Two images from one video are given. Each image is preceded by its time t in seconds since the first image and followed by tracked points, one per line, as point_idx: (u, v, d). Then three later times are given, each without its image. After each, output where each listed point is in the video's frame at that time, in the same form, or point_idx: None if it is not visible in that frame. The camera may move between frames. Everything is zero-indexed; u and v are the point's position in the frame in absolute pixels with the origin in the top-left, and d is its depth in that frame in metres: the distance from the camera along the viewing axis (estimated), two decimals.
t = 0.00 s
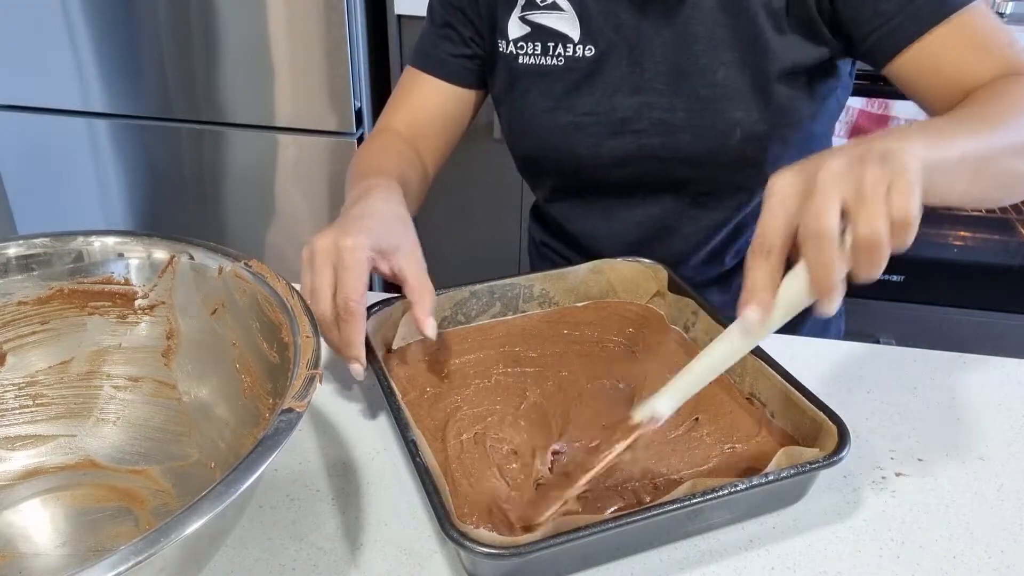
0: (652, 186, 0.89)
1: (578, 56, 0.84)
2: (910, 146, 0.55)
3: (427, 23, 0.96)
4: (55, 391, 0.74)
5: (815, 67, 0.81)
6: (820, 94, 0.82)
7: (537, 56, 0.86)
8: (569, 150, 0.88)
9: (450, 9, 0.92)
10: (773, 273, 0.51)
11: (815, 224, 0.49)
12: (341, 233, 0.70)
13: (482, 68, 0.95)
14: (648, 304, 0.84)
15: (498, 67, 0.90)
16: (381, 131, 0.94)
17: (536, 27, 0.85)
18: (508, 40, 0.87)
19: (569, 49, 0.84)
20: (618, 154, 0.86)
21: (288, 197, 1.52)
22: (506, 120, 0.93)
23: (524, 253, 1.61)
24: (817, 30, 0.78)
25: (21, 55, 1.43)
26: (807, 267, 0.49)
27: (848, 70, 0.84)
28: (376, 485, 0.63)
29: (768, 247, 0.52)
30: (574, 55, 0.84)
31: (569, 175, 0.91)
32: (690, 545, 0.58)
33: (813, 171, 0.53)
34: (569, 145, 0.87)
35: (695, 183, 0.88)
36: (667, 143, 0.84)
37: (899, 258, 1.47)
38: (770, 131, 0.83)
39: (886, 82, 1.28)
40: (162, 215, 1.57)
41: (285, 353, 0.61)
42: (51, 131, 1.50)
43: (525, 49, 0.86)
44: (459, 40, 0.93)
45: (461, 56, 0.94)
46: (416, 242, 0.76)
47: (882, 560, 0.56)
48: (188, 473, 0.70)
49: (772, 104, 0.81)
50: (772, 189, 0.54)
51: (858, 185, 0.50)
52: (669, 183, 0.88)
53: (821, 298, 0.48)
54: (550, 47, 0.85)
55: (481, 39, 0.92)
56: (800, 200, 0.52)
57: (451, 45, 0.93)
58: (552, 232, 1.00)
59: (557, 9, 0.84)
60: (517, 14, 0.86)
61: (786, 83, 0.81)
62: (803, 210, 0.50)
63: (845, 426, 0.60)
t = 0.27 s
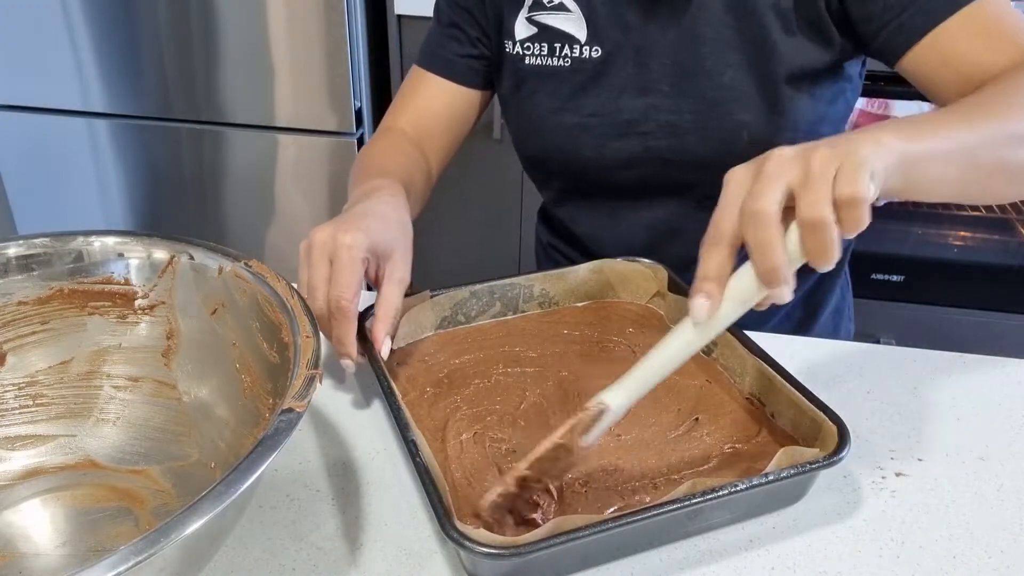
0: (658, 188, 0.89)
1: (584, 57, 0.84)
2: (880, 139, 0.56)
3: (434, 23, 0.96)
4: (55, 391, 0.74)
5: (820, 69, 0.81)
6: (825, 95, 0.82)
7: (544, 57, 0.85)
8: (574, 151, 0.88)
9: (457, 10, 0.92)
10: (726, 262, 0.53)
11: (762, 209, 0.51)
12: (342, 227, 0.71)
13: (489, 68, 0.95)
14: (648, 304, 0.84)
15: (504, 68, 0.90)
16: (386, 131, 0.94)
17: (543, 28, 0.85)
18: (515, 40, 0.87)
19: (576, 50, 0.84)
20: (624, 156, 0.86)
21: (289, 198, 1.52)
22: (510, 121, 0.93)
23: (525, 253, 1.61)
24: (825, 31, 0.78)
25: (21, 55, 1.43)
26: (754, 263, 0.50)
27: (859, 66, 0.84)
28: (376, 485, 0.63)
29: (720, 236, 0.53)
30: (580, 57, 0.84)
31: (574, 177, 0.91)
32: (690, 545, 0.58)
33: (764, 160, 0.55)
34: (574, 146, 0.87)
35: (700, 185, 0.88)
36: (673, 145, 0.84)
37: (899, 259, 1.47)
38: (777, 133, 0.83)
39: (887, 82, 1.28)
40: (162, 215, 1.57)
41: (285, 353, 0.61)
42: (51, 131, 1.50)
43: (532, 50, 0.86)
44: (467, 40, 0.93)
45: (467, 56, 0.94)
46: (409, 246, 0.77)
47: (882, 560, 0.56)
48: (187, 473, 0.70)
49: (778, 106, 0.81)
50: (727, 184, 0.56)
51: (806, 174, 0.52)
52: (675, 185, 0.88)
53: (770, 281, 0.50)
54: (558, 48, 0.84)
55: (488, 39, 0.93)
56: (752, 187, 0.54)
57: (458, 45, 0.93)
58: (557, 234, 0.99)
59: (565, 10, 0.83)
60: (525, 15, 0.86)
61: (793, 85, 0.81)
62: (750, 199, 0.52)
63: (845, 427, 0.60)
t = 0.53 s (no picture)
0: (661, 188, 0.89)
1: (586, 56, 0.84)
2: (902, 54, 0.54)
3: (434, 23, 0.96)
4: (55, 391, 0.74)
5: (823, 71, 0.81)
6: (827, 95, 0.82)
7: (546, 57, 0.85)
8: (577, 151, 0.88)
9: (458, 10, 0.92)
10: (753, 186, 0.51)
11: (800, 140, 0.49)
12: (339, 226, 0.71)
13: (489, 70, 0.95)
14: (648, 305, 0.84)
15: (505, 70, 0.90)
16: (388, 132, 0.94)
17: (545, 28, 0.85)
18: (516, 41, 0.87)
19: (578, 50, 0.84)
20: (627, 156, 0.86)
21: (289, 198, 1.52)
22: (512, 121, 0.93)
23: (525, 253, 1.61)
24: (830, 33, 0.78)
25: (21, 55, 1.43)
26: (785, 185, 0.49)
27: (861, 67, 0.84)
28: (376, 485, 0.63)
29: (752, 154, 0.51)
30: (582, 56, 0.84)
31: (576, 177, 0.91)
32: (690, 545, 0.58)
33: (793, 76, 0.51)
34: (577, 146, 0.87)
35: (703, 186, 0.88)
36: (676, 145, 0.84)
37: (899, 259, 1.47)
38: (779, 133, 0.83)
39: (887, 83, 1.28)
40: (162, 215, 1.57)
41: (285, 353, 0.61)
42: (51, 131, 1.50)
43: (534, 50, 0.86)
44: (467, 41, 0.93)
45: (468, 57, 0.94)
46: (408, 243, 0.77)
47: (882, 560, 0.57)
48: (187, 473, 0.70)
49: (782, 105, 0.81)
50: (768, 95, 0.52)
51: (839, 91, 0.50)
52: (678, 185, 0.88)
53: (793, 216, 0.49)
54: (559, 48, 0.84)
55: (489, 41, 0.92)
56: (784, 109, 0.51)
57: (459, 46, 0.93)
58: (559, 235, 1.00)
59: (566, 9, 0.83)
60: (526, 15, 0.86)
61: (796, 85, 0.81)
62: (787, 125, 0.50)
63: (845, 427, 0.60)
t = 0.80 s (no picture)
0: (659, 186, 0.89)
1: (584, 53, 0.84)
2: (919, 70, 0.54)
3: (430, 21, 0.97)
4: (55, 391, 0.74)
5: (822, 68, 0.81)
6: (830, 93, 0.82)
7: (542, 54, 0.86)
8: (576, 149, 0.88)
9: (454, 9, 0.92)
10: (781, 203, 0.52)
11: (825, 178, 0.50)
12: (341, 227, 0.71)
13: (485, 67, 0.95)
14: (648, 305, 0.84)
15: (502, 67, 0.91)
16: (386, 130, 0.94)
17: (542, 26, 0.85)
18: (513, 39, 0.87)
19: (575, 47, 0.84)
20: (626, 154, 0.86)
21: (289, 197, 1.52)
22: (511, 120, 0.92)
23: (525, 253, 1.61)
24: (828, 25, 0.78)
25: (21, 55, 1.43)
26: (811, 204, 0.51)
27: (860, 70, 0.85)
28: (376, 485, 0.63)
29: (779, 175, 0.52)
30: (579, 53, 0.84)
31: (576, 175, 0.91)
32: (690, 545, 0.58)
33: (823, 95, 0.52)
34: (577, 145, 0.87)
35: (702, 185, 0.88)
36: (676, 142, 0.84)
37: (899, 258, 1.47)
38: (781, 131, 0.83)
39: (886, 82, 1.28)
40: (162, 215, 1.57)
41: (285, 353, 0.61)
42: (51, 131, 1.50)
43: (530, 48, 0.86)
44: (463, 40, 0.93)
45: (464, 56, 0.94)
46: (408, 243, 0.77)
47: (882, 560, 0.56)
48: (188, 473, 0.70)
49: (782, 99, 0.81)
50: (771, 178, 0.53)
51: (864, 119, 0.51)
52: (675, 183, 0.88)
53: (816, 229, 0.51)
54: (555, 46, 0.84)
55: (485, 39, 0.93)
56: (810, 127, 0.52)
57: (455, 44, 0.93)
58: (557, 236, 0.99)
59: (563, 7, 0.83)
60: (523, 14, 0.86)
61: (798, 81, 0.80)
62: (813, 161, 0.50)
63: (846, 427, 0.60)
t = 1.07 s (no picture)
0: (661, 184, 0.89)
1: (586, 53, 0.84)
2: (855, 134, 0.62)
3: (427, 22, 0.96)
4: (55, 391, 0.74)
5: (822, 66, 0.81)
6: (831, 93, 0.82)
7: (546, 54, 0.85)
8: (578, 148, 0.87)
9: (450, 10, 0.91)
10: (731, 225, 0.58)
11: (771, 211, 0.56)
12: (341, 222, 0.71)
13: (482, 69, 0.95)
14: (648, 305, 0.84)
15: (502, 67, 0.90)
16: (384, 130, 0.94)
17: (546, 25, 0.85)
18: (516, 39, 0.87)
19: (578, 46, 0.84)
20: (629, 152, 0.86)
21: (289, 197, 1.52)
22: (512, 120, 0.92)
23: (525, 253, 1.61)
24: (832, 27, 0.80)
25: (21, 55, 1.43)
26: (754, 230, 0.57)
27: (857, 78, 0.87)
28: (376, 485, 0.63)
29: (732, 202, 0.58)
30: (582, 52, 0.84)
31: (578, 175, 0.91)
32: (690, 545, 0.58)
33: (776, 143, 0.59)
34: (578, 144, 0.87)
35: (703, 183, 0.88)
36: (679, 140, 0.84)
37: (899, 259, 1.47)
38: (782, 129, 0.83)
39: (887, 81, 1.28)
40: (162, 215, 1.57)
41: (285, 353, 0.61)
42: (51, 131, 1.50)
43: (533, 48, 0.86)
44: (460, 41, 0.93)
45: (462, 57, 0.94)
46: (408, 240, 0.77)
47: (883, 560, 0.56)
48: (188, 473, 0.70)
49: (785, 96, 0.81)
50: (727, 197, 0.58)
51: (812, 168, 0.57)
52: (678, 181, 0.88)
53: (755, 256, 0.57)
54: (559, 45, 0.84)
55: (483, 40, 0.93)
56: (762, 170, 0.58)
57: (452, 46, 0.93)
58: (557, 235, 0.99)
59: (566, 6, 0.84)
60: (526, 14, 0.86)
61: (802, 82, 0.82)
62: (767, 192, 0.56)
63: (845, 427, 0.60)
